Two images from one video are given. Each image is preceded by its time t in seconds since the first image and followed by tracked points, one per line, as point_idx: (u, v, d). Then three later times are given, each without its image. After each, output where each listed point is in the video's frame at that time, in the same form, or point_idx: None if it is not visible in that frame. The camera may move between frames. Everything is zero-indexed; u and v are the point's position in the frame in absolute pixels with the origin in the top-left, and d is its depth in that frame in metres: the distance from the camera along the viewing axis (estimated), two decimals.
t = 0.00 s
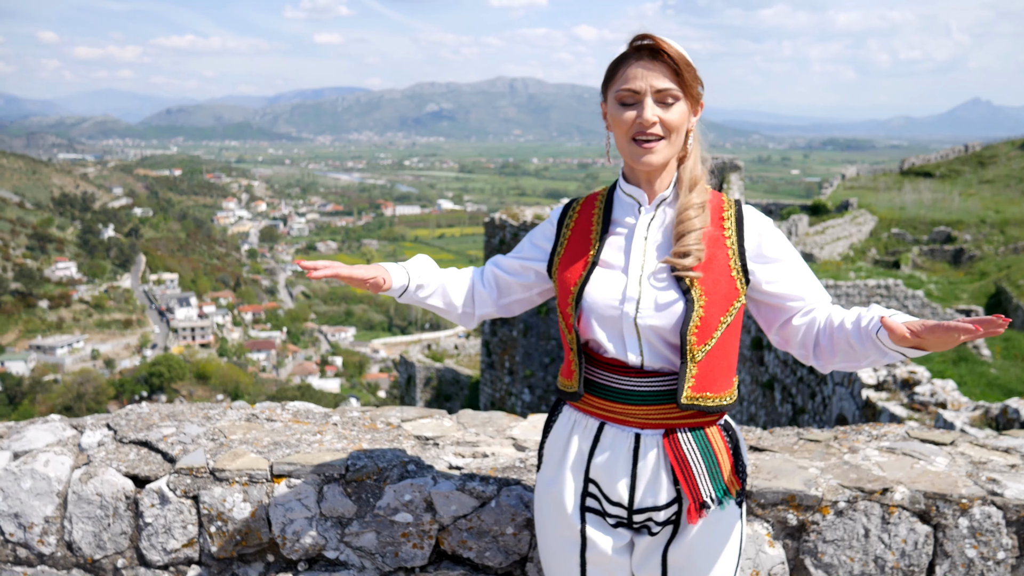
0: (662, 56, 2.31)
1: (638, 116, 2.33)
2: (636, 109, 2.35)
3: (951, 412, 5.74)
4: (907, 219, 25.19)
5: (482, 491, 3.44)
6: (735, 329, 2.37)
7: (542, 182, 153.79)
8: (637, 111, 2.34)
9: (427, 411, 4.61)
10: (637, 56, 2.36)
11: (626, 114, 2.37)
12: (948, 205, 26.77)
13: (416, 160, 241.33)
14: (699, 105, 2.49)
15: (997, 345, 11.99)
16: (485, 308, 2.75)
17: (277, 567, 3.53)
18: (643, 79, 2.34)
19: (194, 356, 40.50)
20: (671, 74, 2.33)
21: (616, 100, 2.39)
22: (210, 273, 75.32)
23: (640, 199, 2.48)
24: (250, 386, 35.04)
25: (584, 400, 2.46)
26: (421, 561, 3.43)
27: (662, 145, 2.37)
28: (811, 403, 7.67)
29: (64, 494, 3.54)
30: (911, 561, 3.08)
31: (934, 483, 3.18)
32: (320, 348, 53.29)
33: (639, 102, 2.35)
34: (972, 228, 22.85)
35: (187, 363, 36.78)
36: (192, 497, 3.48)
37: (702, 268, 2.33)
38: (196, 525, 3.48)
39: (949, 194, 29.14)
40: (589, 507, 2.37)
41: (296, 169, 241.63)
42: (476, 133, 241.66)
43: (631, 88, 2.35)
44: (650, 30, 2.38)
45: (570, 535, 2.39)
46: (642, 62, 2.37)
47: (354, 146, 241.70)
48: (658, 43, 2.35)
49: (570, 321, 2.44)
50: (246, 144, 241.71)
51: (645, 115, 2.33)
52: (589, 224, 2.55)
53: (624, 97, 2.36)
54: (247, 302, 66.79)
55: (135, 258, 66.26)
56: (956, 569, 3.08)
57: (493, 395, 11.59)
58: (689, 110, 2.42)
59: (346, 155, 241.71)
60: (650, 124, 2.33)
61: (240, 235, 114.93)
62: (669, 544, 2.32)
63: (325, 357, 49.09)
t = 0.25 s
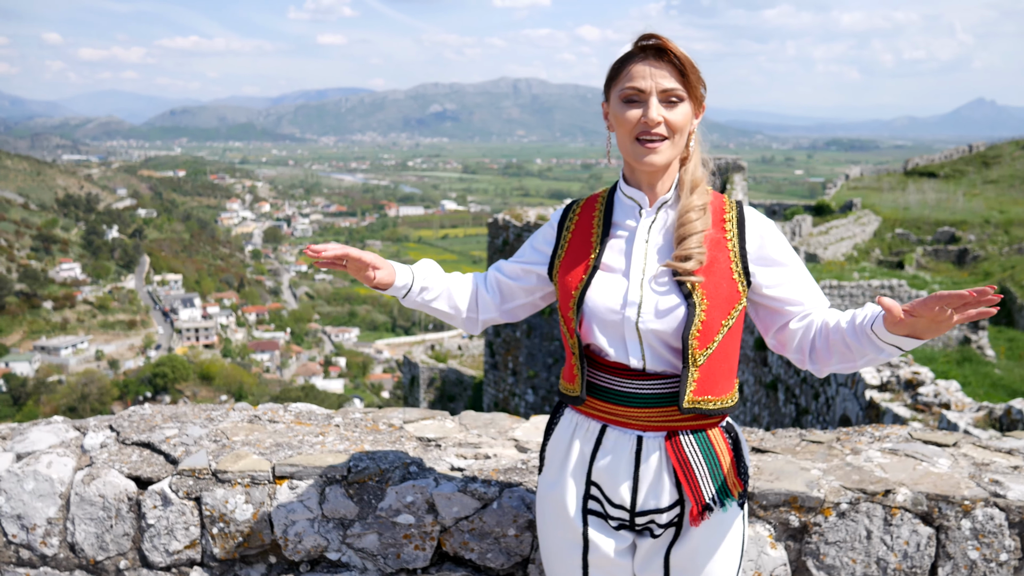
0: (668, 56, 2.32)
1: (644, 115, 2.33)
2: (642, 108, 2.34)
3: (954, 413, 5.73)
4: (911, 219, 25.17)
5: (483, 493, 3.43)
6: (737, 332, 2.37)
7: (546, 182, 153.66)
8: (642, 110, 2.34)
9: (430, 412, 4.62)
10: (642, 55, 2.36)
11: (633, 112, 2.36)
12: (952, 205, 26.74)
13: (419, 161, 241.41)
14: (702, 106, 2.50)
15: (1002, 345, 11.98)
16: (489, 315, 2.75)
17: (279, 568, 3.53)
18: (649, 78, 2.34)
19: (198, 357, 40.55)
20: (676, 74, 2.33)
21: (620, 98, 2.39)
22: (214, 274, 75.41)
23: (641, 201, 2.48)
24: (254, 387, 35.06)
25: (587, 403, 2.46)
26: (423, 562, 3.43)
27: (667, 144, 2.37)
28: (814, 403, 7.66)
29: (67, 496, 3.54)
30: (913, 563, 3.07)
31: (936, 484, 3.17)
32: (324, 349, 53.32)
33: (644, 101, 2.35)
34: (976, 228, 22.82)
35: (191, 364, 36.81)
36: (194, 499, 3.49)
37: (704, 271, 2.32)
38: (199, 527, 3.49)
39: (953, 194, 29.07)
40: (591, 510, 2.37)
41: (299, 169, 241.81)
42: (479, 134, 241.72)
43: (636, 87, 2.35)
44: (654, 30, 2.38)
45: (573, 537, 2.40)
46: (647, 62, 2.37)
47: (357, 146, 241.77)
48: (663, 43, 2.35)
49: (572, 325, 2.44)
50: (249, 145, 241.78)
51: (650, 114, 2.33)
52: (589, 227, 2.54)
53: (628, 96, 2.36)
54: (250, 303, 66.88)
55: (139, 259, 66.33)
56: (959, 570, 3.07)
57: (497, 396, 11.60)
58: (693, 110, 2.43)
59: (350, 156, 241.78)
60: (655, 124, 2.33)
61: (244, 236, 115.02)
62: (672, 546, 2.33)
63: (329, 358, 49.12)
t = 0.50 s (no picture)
0: (668, 56, 2.33)
1: (642, 115, 2.34)
2: (642, 108, 2.35)
3: (956, 414, 5.74)
4: (914, 219, 25.16)
5: (483, 492, 3.45)
6: (732, 335, 2.38)
7: (549, 182, 153.42)
8: (642, 110, 2.34)
9: (430, 412, 4.63)
10: (642, 56, 2.37)
11: (633, 111, 2.37)
12: (956, 205, 26.71)
13: (422, 161, 241.30)
14: (702, 107, 2.50)
15: (1004, 346, 12.01)
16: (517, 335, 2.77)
17: (280, 567, 3.55)
18: (649, 78, 2.35)
19: (201, 356, 40.49)
20: (676, 74, 2.34)
21: (619, 98, 2.40)
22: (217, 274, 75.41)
23: (639, 202, 2.49)
24: (257, 387, 35.00)
25: (586, 405, 2.46)
26: (422, 562, 3.44)
27: (666, 144, 2.37)
28: (817, 404, 7.67)
29: (67, 495, 3.56)
30: (912, 563, 3.07)
31: (935, 485, 3.17)
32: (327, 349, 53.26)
33: (643, 101, 2.36)
34: (979, 229, 22.80)
35: (194, 364, 36.79)
36: (194, 498, 3.49)
37: (702, 272, 2.32)
38: (198, 526, 3.50)
39: (956, 194, 29.03)
40: (589, 510, 2.38)
41: (302, 169, 241.69)
42: (482, 134, 241.61)
43: (635, 87, 2.36)
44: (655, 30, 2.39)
45: (570, 538, 2.41)
46: (647, 63, 2.38)
47: (359, 146, 241.71)
48: (664, 43, 2.36)
49: (570, 326, 2.45)
50: (252, 145, 241.75)
51: (648, 114, 2.34)
52: (586, 227, 2.55)
53: (628, 95, 2.37)
54: (253, 303, 66.85)
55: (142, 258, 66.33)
56: (957, 571, 3.07)
57: (499, 395, 11.63)
58: (693, 111, 2.44)
59: (353, 157, 241.68)
60: (653, 123, 2.33)
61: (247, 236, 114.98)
62: (670, 545, 2.33)
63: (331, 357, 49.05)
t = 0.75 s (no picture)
0: (669, 57, 2.35)
1: (643, 116, 2.35)
2: (643, 110, 2.37)
3: (956, 415, 5.77)
4: (914, 221, 25.19)
5: (482, 492, 3.46)
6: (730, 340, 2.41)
7: (550, 183, 153.40)
8: (642, 111, 2.36)
9: (430, 411, 4.64)
10: (643, 57, 2.39)
11: (634, 113, 2.39)
12: (956, 207, 26.72)
13: (423, 162, 241.32)
14: (702, 108, 2.52)
15: (1004, 347, 12.04)
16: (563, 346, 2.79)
17: (280, 566, 3.57)
18: (650, 80, 2.37)
19: (202, 357, 40.52)
20: (676, 75, 2.36)
21: (620, 99, 2.42)
22: (218, 275, 75.49)
23: (639, 205, 2.50)
24: (258, 387, 35.02)
25: (589, 407, 2.47)
26: (422, 561, 3.46)
27: (667, 146, 2.39)
28: (817, 404, 7.67)
29: (68, 494, 3.57)
30: (911, 564, 3.08)
31: (932, 485, 3.20)
32: (328, 350, 53.29)
33: (644, 102, 2.38)
34: (979, 230, 22.81)
35: (195, 364, 36.83)
36: (195, 497, 3.51)
37: (705, 275, 2.35)
38: (199, 525, 3.51)
39: (957, 196, 29.05)
40: (588, 510, 2.40)
41: (303, 170, 241.65)
42: (483, 135, 241.64)
43: (636, 89, 2.38)
44: (655, 31, 2.40)
45: (570, 538, 2.42)
46: (649, 62, 2.40)
47: (361, 147, 241.74)
48: (665, 44, 2.38)
49: (572, 329, 2.47)
50: (254, 145, 241.74)
51: (649, 115, 2.35)
52: (587, 229, 2.57)
53: (629, 96, 2.38)
54: (255, 304, 66.92)
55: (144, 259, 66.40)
56: (955, 571, 3.08)
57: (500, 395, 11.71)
58: (695, 110, 2.46)
59: (354, 157, 241.71)
60: (654, 124, 2.35)
61: (248, 236, 115.01)
62: (669, 545, 2.34)
63: (332, 359, 49.11)
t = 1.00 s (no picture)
0: (674, 60, 2.35)
1: (647, 121, 2.36)
2: (649, 113, 2.37)
3: (956, 415, 5.78)
4: (916, 222, 25.16)
5: (483, 491, 3.46)
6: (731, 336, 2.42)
7: (552, 184, 153.27)
8: (648, 115, 2.37)
9: (431, 411, 4.65)
10: (648, 59, 2.39)
11: (639, 116, 2.38)
12: (958, 207, 26.68)
13: (424, 163, 241.33)
14: (703, 110, 2.53)
15: (1006, 348, 12.03)
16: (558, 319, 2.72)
17: (282, 564, 3.57)
18: (656, 83, 2.36)
19: (203, 358, 40.58)
20: (682, 79, 2.36)
21: (625, 102, 2.41)
22: (219, 275, 75.55)
23: (641, 204, 2.51)
24: (259, 388, 35.06)
25: (591, 406, 2.48)
26: (423, 560, 3.47)
27: (672, 149, 2.40)
28: (818, 405, 7.68)
29: (71, 493, 3.59)
30: (911, 562, 3.09)
31: (933, 485, 3.20)
32: (329, 351, 53.31)
33: (649, 106, 2.38)
34: (981, 231, 22.78)
35: (196, 364, 36.88)
36: (196, 496, 3.52)
37: (707, 273, 2.36)
38: (201, 523, 3.52)
39: (959, 197, 29.02)
40: (590, 509, 2.40)
41: (305, 171, 241.75)
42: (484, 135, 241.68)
43: (641, 92, 2.37)
44: (658, 34, 2.40)
45: (571, 537, 2.43)
46: (653, 65, 2.39)
47: (362, 148, 241.75)
48: (668, 45, 2.38)
49: (573, 329, 2.48)
50: (255, 146, 241.89)
51: (655, 119, 2.36)
52: (588, 230, 2.58)
53: (634, 100, 2.38)
54: (256, 304, 66.96)
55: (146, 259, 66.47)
56: (955, 570, 3.08)
57: (501, 395, 11.75)
58: (697, 112, 2.47)
59: (355, 158, 241.74)
60: (659, 128, 2.36)
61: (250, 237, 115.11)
62: (670, 543, 2.35)
63: (333, 359, 49.15)
